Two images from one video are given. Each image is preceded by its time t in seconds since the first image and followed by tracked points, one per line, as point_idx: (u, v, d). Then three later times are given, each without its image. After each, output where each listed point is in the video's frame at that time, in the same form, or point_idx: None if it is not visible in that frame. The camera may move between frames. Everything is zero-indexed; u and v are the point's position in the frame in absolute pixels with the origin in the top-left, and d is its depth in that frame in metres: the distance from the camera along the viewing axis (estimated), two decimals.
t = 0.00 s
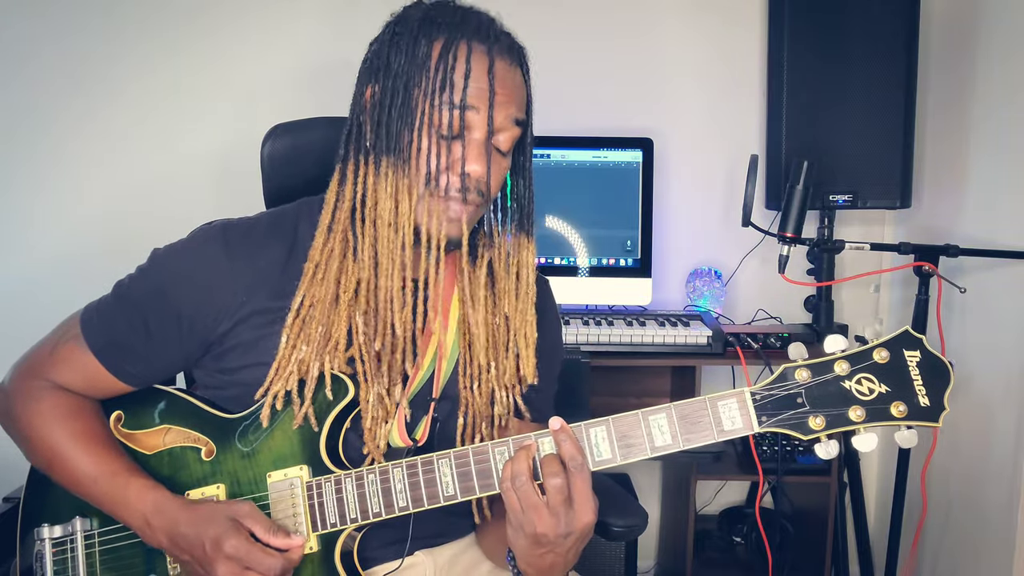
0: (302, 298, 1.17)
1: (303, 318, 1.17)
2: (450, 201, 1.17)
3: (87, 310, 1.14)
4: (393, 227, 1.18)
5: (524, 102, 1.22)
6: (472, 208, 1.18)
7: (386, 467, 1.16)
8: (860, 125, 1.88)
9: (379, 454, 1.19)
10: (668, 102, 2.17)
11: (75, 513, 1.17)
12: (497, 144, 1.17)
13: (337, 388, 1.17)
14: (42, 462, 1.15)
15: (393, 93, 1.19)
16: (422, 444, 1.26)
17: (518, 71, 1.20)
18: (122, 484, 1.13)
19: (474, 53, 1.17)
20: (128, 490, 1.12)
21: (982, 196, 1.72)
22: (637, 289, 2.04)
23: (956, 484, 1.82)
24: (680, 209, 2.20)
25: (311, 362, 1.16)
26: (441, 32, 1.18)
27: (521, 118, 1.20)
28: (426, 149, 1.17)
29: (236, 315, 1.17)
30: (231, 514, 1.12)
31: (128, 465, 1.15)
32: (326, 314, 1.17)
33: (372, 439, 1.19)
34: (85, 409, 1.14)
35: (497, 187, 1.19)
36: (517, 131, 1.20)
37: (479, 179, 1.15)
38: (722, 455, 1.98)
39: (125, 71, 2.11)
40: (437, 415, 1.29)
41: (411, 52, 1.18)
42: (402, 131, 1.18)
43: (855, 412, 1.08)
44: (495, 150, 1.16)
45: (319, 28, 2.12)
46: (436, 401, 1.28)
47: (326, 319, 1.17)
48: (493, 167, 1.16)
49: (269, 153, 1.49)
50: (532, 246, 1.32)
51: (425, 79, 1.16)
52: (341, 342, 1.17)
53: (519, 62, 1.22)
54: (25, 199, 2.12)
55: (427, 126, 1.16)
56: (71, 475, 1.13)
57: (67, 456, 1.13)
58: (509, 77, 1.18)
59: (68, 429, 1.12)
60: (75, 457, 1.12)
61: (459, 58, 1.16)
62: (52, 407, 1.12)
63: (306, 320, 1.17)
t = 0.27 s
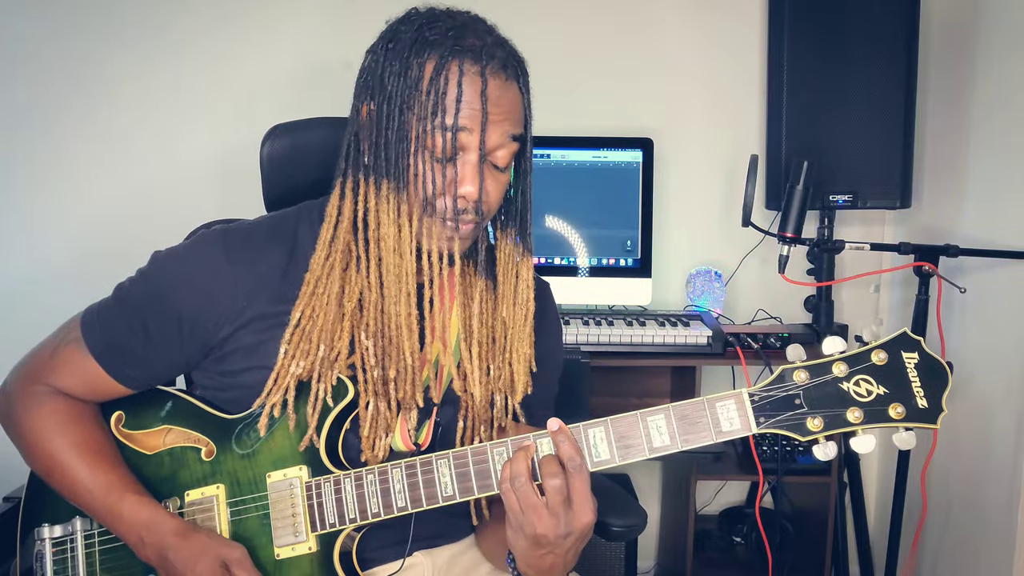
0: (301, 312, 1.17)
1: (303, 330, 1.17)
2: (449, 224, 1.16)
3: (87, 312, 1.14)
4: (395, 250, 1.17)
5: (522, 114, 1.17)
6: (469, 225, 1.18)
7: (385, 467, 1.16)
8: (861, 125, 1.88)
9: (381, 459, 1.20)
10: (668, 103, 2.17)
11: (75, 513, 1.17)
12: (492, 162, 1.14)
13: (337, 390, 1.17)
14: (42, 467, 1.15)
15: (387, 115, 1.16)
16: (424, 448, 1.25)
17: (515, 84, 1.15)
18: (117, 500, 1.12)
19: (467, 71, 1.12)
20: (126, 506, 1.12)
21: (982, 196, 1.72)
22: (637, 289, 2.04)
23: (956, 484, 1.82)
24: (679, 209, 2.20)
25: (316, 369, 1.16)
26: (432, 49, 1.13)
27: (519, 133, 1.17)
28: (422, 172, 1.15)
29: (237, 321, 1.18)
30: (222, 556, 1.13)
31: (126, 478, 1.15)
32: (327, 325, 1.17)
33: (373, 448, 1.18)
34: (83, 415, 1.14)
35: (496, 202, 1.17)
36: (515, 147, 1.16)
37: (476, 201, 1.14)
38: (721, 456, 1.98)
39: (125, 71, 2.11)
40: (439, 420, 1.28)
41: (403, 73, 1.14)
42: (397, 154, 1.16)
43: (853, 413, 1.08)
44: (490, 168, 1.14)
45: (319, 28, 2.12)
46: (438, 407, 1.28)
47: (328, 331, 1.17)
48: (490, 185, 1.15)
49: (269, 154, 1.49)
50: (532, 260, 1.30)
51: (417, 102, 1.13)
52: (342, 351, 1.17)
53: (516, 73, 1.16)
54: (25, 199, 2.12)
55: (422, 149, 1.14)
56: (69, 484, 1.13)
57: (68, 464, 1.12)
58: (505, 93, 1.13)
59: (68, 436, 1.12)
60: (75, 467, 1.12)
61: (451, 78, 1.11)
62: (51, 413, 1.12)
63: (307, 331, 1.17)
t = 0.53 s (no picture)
0: (299, 310, 1.17)
1: (302, 329, 1.16)
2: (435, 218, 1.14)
3: (87, 308, 1.13)
4: (381, 247, 1.14)
5: (501, 99, 1.16)
6: (457, 219, 1.15)
7: (386, 470, 1.16)
8: (861, 126, 1.88)
9: (383, 458, 1.19)
10: (667, 102, 2.17)
11: (77, 509, 1.17)
12: (473, 149, 1.14)
13: (337, 391, 1.17)
14: (45, 450, 1.14)
15: (365, 112, 1.14)
16: (424, 447, 1.24)
17: (492, 69, 1.14)
18: (128, 458, 1.13)
19: (438, 61, 1.11)
20: (137, 466, 1.13)
21: (982, 197, 1.72)
22: (637, 289, 2.03)
23: (956, 484, 1.82)
24: (679, 209, 2.20)
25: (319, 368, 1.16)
26: (405, 41, 1.11)
27: (500, 119, 1.16)
28: (404, 166, 1.13)
29: (238, 317, 1.17)
30: (242, 472, 1.13)
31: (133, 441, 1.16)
32: (325, 323, 1.16)
33: (374, 446, 1.18)
34: (86, 401, 1.13)
35: (480, 189, 1.16)
36: (496, 132, 1.15)
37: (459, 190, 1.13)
38: (722, 455, 1.98)
39: (125, 70, 2.10)
40: (441, 418, 1.27)
41: (378, 68, 1.12)
42: (378, 150, 1.13)
43: (862, 422, 1.08)
44: (471, 156, 1.14)
45: (319, 28, 2.12)
46: (439, 404, 1.27)
47: (325, 330, 1.16)
48: (472, 172, 1.14)
49: (269, 153, 1.49)
50: (523, 251, 1.25)
51: (392, 96, 1.11)
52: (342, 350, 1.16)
53: (491, 58, 1.15)
54: (23, 199, 2.11)
55: (401, 143, 1.12)
56: (76, 455, 1.12)
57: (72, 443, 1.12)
58: (479, 78, 1.12)
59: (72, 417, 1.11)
60: (80, 440, 1.11)
61: (423, 69, 1.10)
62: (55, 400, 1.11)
63: (305, 330, 1.16)
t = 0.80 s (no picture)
0: (299, 313, 1.17)
1: (302, 332, 1.16)
2: (424, 221, 1.14)
3: (87, 309, 1.13)
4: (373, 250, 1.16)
5: (491, 100, 1.14)
6: (450, 223, 1.14)
7: (387, 471, 1.16)
8: (861, 126, 1.88)
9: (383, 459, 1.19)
10: (667, 102, 2.17)
11: (75, 511, 1.17)
12: (463, 153, 1.12)
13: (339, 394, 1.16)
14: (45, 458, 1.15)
15: (355, 116, 1.15)
16: (425, 449, 1.24)
17: (482, 70, 1.13)
18: (124, 471, 1.13)
19: (424, 64, 1.11)
20: (132, 478, 1.13)
21: (982, 197, 1.72)
22: (637, 289, 2.03)
23: (956, 484, 1.82)
24: (679, 209, 2.20)
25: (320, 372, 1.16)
26: (392, 44, 1.12)
27: (492, 119, 1.15)
28: (393, 170, 1.13)
29: (237, 318, 1.17)
30: (237, 490, 1.13)
31: (131, 455, 1.16)
32: (325, 325, 1.16)
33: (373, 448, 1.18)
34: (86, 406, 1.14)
35: (473, 194, 1.15)
36: (487, 134, 1.14)
37: (449, 194, 1.11)
38: (722, 455, 1.98)
39: (125, 71, 2.10)
40: (442, 419, 1.28)
41: (366, 72, 1.13)
42: (369, 155, 1.15)
43: (861, 421, 1.08)
44: (461, 159, 1.13)
45: (319, 27, 2.12)
46: (441, 405, 1.27)
47: (325, 333, 1.16)
48: (464, 177, 1.13)
49: (270, 153, 1.49)
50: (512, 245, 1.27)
51: (379, 100, 1.12)
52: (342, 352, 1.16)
53: (479, 58, 1.14)
54: (23, 199, 2.11)
55: (389, 147, 1.13)
56: (76, 471, 1.13)
57: (70, 452, 1.13)
58: (466, 80, 1.12)
59: (70, 424, 1.12)
60: (79, 451, 1.12)
61: (408, 72, 1.11)
62: (54, 405, 1.12)
63: (305, 333, 1.16)
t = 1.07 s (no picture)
0: (298, 320, 1.17)
1: (300, 339, 1.17)
2: (430, 227, 1.14)
3: (87, 312, 1.14)
4: (377, 259, 1.16)
5: (492, 103, 1.15)
6: (455, 228, 1.15)
7: (385, 470, 1.16)
8: (860, 126, 1.88)
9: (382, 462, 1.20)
10: (667, 102, 2.17)
11: (75, 513, 1.17)
12: (466, 156, 1.13)
13: (339, 395, 1.17)
14: (41, 466, 1.15)
15: (356, 125, 1.16)
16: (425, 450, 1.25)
17: (481, 73, 1.14)
18: (117, 492, 1.13)
19: (423, 70, 1.12)
20: (125, 499, 1.12)
21: (982, 196, 1.72)
22: (637, 289, 2.04)
23: (956, 484, 1.82)
24: (679, 209, 2.20)
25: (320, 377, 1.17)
26: (391, 51, 1.13)
27: (493, 122, 1.16)
28: (396, 177, 1.14)
29: (237, 320, 1.18)
30: (226, 527, 1.12)
31: (126, 472, 1.16)
32: (324, 331, 1.17)
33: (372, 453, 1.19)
34: (84, 413, 1.15)
35: (478, 197, 1.16)
36: (489, 137, 1.15)
37: (454, 198, 1.12)
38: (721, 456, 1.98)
39: (126, 71, 2.11)
40: (442, 422, 1.29)
41: (366, 79, 1.14)
42: (371, 163, 1.15)
43: (857, 418, 1.08)
44: (466, 163, 1.14)
45: (319, 28, 2.12)
46: (440, 407, 1.28)
47: (324, 341, 1.17)
48: (468, 180, 1.14)
49: (269, 154, 1.49)
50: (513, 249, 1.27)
51: (380, 107, 1.13)
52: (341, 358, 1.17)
53: (478, 62, 1.14)
54: (25, 200, 2.12)
55: (392, 154, 1.14)
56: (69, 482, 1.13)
57: (66, 461, 1.13)
58: (466, 84, 1.12)
59: (67, 433, 1.12)
60: (74, 463, 1.13)
61: (408, 79, 1.11)
62: (52, 411, 1.12)
63: (303, 341, 1.16)
